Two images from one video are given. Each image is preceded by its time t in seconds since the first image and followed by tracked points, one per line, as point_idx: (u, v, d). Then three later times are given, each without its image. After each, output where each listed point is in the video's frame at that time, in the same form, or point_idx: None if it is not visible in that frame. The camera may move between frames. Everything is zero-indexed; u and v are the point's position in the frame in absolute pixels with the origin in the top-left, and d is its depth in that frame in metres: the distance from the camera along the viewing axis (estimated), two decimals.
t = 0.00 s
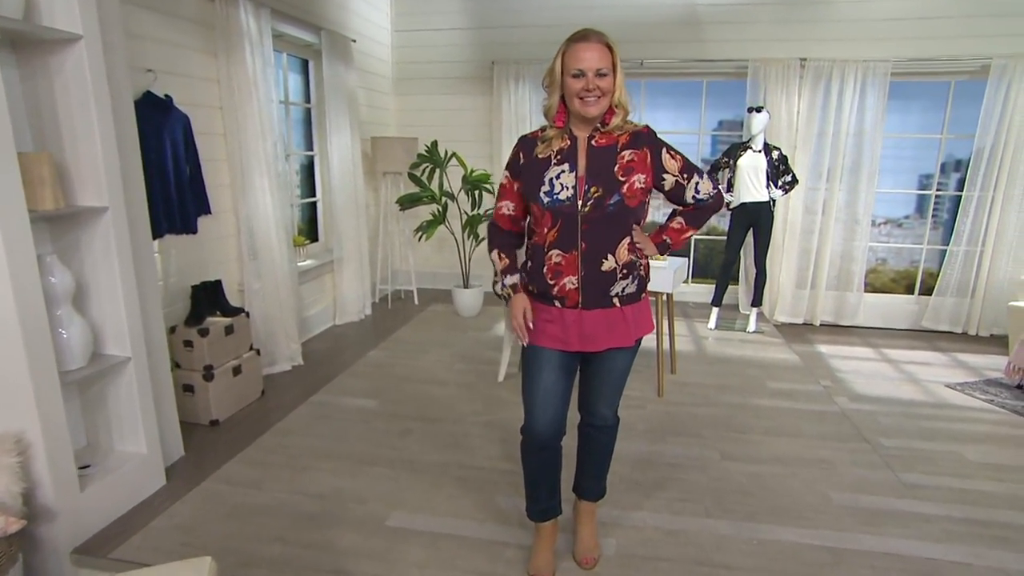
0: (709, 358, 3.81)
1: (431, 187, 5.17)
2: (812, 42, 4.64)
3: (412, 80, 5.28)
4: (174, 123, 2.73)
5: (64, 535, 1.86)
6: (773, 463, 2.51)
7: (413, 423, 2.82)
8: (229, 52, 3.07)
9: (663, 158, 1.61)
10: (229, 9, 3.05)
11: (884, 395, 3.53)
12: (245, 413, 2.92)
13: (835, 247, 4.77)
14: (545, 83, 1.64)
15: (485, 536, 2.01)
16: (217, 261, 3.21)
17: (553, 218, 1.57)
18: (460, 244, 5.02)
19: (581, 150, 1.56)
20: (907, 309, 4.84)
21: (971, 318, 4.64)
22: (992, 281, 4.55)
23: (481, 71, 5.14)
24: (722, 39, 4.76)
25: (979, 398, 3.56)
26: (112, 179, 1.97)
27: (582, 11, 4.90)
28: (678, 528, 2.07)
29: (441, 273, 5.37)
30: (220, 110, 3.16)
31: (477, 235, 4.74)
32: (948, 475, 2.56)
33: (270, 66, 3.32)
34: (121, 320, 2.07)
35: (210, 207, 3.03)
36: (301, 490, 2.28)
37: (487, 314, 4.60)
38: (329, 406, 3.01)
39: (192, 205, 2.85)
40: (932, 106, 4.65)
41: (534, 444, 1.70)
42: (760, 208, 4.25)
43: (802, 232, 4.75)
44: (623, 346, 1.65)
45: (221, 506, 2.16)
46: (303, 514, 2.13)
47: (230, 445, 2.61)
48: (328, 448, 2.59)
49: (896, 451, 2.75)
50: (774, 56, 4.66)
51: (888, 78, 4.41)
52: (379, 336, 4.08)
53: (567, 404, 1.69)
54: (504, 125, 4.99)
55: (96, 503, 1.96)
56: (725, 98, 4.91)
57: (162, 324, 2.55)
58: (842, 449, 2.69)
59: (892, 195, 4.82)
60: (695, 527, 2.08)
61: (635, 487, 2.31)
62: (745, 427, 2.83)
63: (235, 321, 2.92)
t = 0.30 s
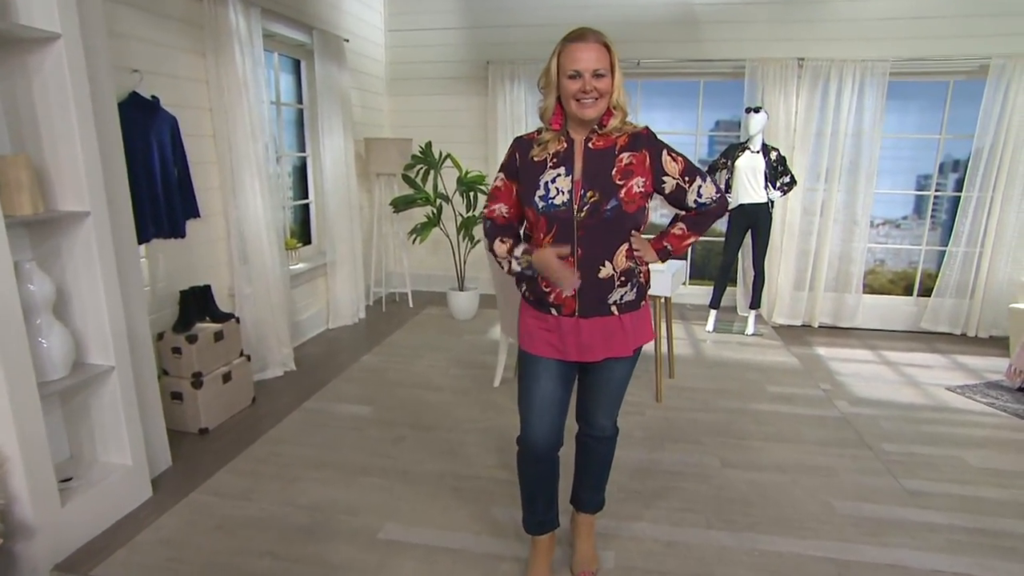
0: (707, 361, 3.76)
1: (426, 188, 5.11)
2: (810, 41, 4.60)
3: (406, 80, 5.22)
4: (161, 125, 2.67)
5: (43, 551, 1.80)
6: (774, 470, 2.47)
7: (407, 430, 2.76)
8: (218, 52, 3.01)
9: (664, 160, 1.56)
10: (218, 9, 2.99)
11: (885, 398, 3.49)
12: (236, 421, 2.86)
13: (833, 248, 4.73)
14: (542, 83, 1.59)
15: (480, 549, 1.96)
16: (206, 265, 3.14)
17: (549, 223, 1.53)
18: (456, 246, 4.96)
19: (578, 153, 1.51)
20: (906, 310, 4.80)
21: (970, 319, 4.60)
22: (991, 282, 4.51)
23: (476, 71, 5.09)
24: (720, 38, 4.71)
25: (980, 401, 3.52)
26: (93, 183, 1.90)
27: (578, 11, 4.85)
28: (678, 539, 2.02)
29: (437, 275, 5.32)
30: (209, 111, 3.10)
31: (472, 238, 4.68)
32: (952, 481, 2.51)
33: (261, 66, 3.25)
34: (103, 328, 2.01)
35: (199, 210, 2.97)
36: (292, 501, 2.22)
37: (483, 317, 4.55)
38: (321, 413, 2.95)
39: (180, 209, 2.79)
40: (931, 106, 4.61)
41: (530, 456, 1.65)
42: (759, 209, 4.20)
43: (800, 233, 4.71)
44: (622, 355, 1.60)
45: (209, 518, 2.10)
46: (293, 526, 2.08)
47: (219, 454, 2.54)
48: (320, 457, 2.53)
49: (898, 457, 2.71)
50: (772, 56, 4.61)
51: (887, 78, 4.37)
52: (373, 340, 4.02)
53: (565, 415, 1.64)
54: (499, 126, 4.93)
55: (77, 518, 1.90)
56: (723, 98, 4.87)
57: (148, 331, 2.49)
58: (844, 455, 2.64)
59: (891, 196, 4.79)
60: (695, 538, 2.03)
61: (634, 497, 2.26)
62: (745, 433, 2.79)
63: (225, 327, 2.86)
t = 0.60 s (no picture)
0: (707, 366, 3.71)
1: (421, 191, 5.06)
2: (808, 42, 4.56)
3: (401, 81, 5.17)
4: (149, 128, 2.62)
5: (22, 571, 1.74)
6: (777, 480, 2.42)
7: (402, 440, 2.70)
8: (208, 53, 2.95)
9: (667, 167, 1.50)
10: (207, 10, 2.93)
11: (887, 403, 3.45)
12: (227, 431, 2.80)
13: (833, 250, 4.68)
14: (540, 86, 1.53)
15: (476, 565, 1.90)
16: (197, 271, 3.08)
17: (550, 231, 1.47)
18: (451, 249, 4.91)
19: (578, 158, 1.46)
20: (906, 313, 4.76)
21: (971, 321, 4.57)
22: (992, 284, 4.48)
23: (471, 73, 5.04)
24: (717, 39, 4.67)
25: (983, 406, 3.47)
26: (76, 189, 1.84)
27: (574, 11, 4.80)
28: (680, 554, 1.96)
29: (432, 279, 5.27)
30: (199, 114, 3.03)
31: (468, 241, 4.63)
32: (958, 489, 2.46)
33: (252, 68, 3.19)
34: (86, 340, 1.94)
35: (188, 215, 2.91)
36: (283, 514, 2.16)
37: (479, 322, 4.49)
38: (315, 422, 2.89)
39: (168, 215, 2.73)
40: (929, 106, 4.58)
41: (530, 472, 1.59)
42: (758, 212, 4.15)
43: (799, 235, 4.67)
44: (625, 367, 1.55)
45: (197, 533, 2.04)
46: (283, 541, 2.02)
47: (210, 466, 2.48)
48: (313, 468, 2.47)
49: (903, 464, 2.66)
50: (771, 57, 4.57)
51: (886, 78, 4.33)
52: (368, 346, 3.96)
53: (565, 429, 1.59)
54: (495, 128, 4.88)
55: (58, 536, 1.83)
56: (720, 99, 4.83)
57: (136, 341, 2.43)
58: (847, 463, 2.60)
59: (890, 197, 4.75)
60: (698, 552, 1.98)
61: (634, 508, 2.20)
62: (747, 441, 2.74)
63: (215, 335, 2.80)
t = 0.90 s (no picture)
0: (703, 372, 3.67)
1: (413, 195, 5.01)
2: (802, 44, 4.54)
3: (392, 85, 5.11)
4: (133, 134, 2.56)
5: None
6: (777, 489, 2.38)
7: (395, 452, 2.65)
8: (194, 57, 2.88)
9: (666, 172, 1.46)
10: (193, 12, 2.86)
11: (885, 407, 3.42)
12: (216, 443, 2.73)
13: (828, 253, 4.66)
14: (532, 91, 1.47)
15: None
16: (184, 280, 3.01)
17: (547, 238, 1.41)
18: (444, 254, 4.86)
19: (575, 164, 1.42)
20: (902, 315, 4.74)
21: (966, 323, 4.55)
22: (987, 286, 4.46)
23: (463, 76, 4.99)
24: (711, 41, 4.64)
25: (982, 409, 3.44)
26: (54, 196, 1.78)
27: (566, 13, 4.76)
28: (681, 568, 1.92)
29: (425, 284, 5.21)
30: (185, 120, 2.97)
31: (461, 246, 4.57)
32: (961, 497, 2.43)
33: (240, 72, 3.14)
34: (66, 353, 1.87)
35: (175, 223, 2.84)
36: (272, 531, 2.10)
37: (473, 328, 4.44)
38: (306, 433, 2.83)
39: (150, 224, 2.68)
40: (923, 108, 4.56)
41: (527, 489, 1.55)
42: (754, 215, 4.12)
43: (794, 238, 4.64)
44: (624, 380, 1.50)
45: (184, 553, 1.97)
46: (274, 560, 1.96)
47: (198, 481, 2.41)
48: (304, 483, 2.41)
49: (903, 470, 2.63)
50: (765, 59, 4.54)
51: (881, 80, 4.32)
52: (361, 353, 3.91)
53: (563, 445, 1.54)
54: (488, 132, 4.84)
55: (37, 558, 1.77)
56: (714, 102, 4.81)
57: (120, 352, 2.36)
58: (848, 471, 2.56)
59: (884, 199, 4.73)
60: (699, 566, 1.93)
61: (633, 521, 2.16)
62: (746, 450, 2.69)
63: (203, 345, 2.73)
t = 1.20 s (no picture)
0: (699, 378, 3.65)
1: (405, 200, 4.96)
2: (795, 48, 4.53)
3: (384, 88, 5.07)
4: (118, 139, 2.51)
5: None
6: (775, 500, 2.34)
7: (387, 463, 2.59)
8: (180, 60, 2.82)
9: (663, 181, 1.42)
10: (179, 14, 2.80)
11: (881, 413, 3.40)
12: (203, 455, 2.67)
13: (822, 257, 4.65)
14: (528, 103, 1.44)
15: None
16: (171, 287, 2.95)
17: (543, 246, 1.35)
18: (437, 259, 4.81)
19: (572, 173, 1.37)
20: (895, 320, 4.74)
21: (959, 328, 4.56)
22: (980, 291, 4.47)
23: (456, 79, 4.95)
24: (703, 45, 4.63)
25: (977, 415, 3.43)
26: (32, 203, 1.73)
27: (559, 16, 4.73)
28: None
29: (418, 289, 5.16)
30: (172, 124, 2.91)
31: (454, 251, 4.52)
32: (960, 505, 2.40)
33: (228, 75, 3.08)
34: (46, 367, 1.81)
35: (161, 229, 2.78)
36: (261, 548, 2.04)
37: (466, 333, 4.39)
38: (296, 444, 2.77)
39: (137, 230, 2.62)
40: (915, 113, 4.57)
41: (523, 505, 1.51)
42: (748, 220, 4.10)
43: (788, 242, 4.63)
44: (621, 393, 1.46)
45: (168, 571, 1.91)
46: None
47: (184, 494, 2.35)
48: (294, 496, 2.35)
49: (900, 478, 2.60)
50: (758, 63, 4.53)
51: (873, 85, 4.32)
52: (352, 360, 3.85)
53: (559, 461, 1.50)
54: (480, 136, 4.80)
55: None
56: (707, 106, 4.79)
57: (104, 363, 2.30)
58: (845, 479, 2.53)
59: (878, 204, 4.73)
60: None
61: (630, 534, 2.12)
62: (743, 459, 2.66)
63: (190, 355, 2.67)
